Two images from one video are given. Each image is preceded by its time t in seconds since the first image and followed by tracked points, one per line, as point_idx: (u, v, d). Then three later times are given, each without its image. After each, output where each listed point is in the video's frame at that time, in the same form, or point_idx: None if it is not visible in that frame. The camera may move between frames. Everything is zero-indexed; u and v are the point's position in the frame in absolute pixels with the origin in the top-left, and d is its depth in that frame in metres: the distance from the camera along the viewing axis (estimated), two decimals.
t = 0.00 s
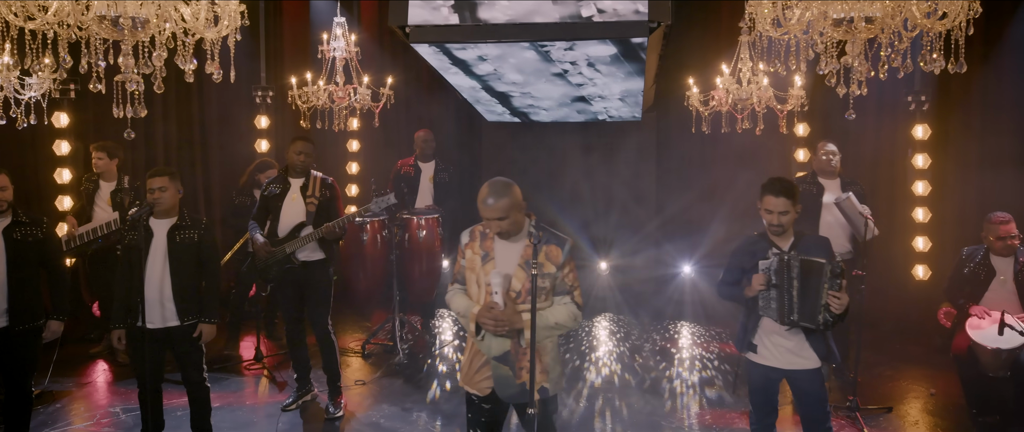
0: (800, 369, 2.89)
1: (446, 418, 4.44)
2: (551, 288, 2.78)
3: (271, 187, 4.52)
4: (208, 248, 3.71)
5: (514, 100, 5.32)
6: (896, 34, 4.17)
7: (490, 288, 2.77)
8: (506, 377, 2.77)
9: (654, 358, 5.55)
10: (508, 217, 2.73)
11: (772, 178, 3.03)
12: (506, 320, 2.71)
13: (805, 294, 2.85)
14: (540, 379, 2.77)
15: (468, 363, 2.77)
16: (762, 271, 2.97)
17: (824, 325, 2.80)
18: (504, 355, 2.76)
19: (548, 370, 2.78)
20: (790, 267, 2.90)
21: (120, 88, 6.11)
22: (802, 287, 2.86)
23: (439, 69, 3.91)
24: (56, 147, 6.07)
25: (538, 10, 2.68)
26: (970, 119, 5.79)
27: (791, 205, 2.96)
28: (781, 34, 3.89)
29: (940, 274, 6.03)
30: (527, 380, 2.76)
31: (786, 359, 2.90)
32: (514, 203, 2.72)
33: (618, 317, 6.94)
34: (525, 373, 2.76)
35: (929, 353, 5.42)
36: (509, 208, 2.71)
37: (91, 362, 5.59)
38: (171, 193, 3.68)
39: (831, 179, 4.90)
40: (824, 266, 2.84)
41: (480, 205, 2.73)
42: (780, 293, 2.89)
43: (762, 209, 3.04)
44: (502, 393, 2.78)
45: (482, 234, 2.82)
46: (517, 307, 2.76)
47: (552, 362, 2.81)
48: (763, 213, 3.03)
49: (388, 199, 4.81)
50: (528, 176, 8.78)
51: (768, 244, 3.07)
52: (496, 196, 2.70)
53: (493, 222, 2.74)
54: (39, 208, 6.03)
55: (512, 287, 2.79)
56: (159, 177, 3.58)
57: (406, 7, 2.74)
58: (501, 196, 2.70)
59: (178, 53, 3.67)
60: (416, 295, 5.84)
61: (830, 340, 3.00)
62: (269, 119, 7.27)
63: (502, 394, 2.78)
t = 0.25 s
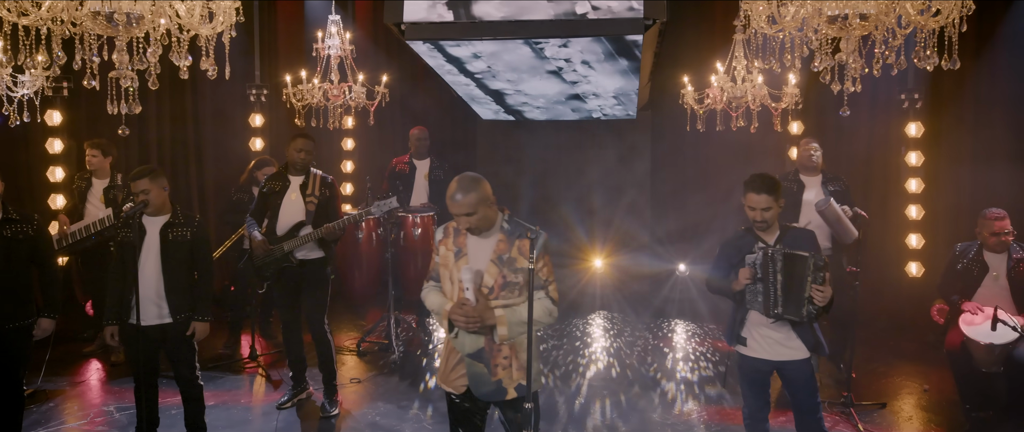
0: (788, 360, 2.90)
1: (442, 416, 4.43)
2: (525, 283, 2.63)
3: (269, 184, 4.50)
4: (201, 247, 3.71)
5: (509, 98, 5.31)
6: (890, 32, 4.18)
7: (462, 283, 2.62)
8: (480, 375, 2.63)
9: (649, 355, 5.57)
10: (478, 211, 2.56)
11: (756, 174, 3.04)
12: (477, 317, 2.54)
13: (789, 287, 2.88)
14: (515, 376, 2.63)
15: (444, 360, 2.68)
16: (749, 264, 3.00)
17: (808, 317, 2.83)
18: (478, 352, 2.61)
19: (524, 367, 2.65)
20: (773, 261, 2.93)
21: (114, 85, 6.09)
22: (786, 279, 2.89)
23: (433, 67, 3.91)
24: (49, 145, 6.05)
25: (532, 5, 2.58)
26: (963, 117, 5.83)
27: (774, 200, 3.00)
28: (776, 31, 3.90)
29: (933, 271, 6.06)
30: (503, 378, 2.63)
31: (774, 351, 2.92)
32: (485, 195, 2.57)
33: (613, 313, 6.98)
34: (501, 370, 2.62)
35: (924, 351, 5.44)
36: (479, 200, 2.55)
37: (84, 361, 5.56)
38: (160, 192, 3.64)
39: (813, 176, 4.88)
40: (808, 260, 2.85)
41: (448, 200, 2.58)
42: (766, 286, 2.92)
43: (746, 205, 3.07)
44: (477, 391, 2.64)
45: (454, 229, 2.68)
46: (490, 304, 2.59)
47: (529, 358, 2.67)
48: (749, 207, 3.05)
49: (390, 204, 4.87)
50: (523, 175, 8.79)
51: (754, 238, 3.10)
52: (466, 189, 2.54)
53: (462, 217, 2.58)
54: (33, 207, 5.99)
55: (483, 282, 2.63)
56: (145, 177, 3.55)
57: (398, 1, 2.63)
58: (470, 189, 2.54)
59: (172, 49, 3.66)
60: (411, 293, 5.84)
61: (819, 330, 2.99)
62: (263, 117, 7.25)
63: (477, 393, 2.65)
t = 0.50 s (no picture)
0: (782, 353, 2.91)
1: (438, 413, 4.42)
2: (501, 279, 2.59)
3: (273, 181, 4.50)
4: (194, 244, 3.69)
5: (504, 96, 5.31)
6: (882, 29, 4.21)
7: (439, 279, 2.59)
8: (458, 372, 2.56)
9: (645, 353, 5.59)
10: (451, 208, 2.55)
11: (745, 172, 3.05)
12: (452, 312, 2.48)
13: (778, 281, 2.89)
14: (494, 373, 2.56)
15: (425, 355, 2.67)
16: (739, 261, 3.03)
17: (797, 310, 2.85)
18: (455, 348, 2.55)
19: (504, 364, 2.58)
20: (761, 257, 2.96)
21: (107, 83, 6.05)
22: (774, 274, 2.91)
23: (428, 64, 3.90)
24: (42, 143, 5.99)
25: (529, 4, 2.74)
26: (956, 113, 5.87)
27: (763, 198, 3.01)
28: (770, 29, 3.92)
29: (927, 268, 6.10)
30: (482, 374, 2.56)
31: (767, 345, 2.93)
32: (460, 191, 2.56)
33: (609, 311, 7.02)
34: (479, 367, 2.56)
35: (918, 348, 5.47)
36: (453, 196, 2.53)
37: (77, 360, 5.53)
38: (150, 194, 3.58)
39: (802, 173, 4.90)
40: (794, 253, 2.89)
41: (422, 195, 2.56)
42: (755, 281, 2.94)
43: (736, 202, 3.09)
44: (454, 388, 2.57)
45: (432, 225, 2.70)
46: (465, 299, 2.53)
47: (509, 355, 2.59)
48: (738, 204, 3.06)
49: (393, 203, 4.95)
50: (518, 174, 8.80)
51: (745, 233, 3.13)
52: (441, 185, 2.53)
53: (437, 213, 2.55)
54: (26, 205, 5.95)
55: (459, 278, 2.58)
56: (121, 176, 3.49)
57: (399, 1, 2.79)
58: (445, 184, 2.52)
59: (167, 45, 3.64)
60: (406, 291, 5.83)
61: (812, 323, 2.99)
62: (258, 116, 7.15)
63: (456, 389, 2.58)
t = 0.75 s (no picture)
0: (778, 348, 2.91)
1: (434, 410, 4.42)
2: (481, 273, 2.46)
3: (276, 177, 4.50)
4: (188, 240, 3.69)
5: (499, 94, 5.31)
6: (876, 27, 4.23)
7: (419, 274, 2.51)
8: (441, 368, 2.45)
9: (641, 349, 5.61)
10: (430, 203, 2.46)
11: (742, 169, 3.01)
12: (429, 306, 2.40)
13: (771, 276, 2.88)
14: (478, 369, 2.44)
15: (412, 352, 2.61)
16: (734, 258, 3.02)
17: (791, 305, 2.83)
18: (438, 343, 2.47)
19: (488, 360, 2.45)
20: (754, 253, 2.95)
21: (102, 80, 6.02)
22: (768, 269, 2.89)
23: (422, 61, 3.90)
24: (36, 142, 5.96)
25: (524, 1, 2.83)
26: (950, 110, 5.94)
27: (758, 196, 2.97)
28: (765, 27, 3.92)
29: (921, 265, 6.14)
30: (465, 370, 2.44)
31: (763, 341, 2.93)
32: (439, 185, 2.48)
33: (604, 308, 7.05)
34: (463, 362, 2.44)
35: (912, 344, 5.50)
36: (430, 190, 2.44)
37: (73, 359, 5.52)
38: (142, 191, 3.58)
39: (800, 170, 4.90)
40: (785, 248, 2.88)
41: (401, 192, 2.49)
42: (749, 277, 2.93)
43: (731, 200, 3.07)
44: (438, 385, 2.45)
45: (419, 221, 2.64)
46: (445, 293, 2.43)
47: (494, 351, 2.47)
48: (734, 201, 3.03)
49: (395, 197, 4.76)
50: (513, 172, 8.80)
51: (740, 229, 3.15)
52: (419, 179, 2.45)
53: (416, 209, 2.48)
54: (20, 204, 5.93)
55: (440, 273, 2.50)
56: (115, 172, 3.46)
57: None
58: (422, 179, 2.44)
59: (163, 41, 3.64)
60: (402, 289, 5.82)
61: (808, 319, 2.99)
62: (253, 114, 7.11)
63: (440, 386, 2.46)
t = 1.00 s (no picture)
0: (777, 346, 2.91)
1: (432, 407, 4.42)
2: (465, 269, 2.33)
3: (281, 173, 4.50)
4: (188, 235, 3.71)
5: (494, 91, 5.32)
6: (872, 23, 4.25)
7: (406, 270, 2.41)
8: (428, 364, 2.35)
9: (637, 347, 5.63)
10: (412, 203, 2.34)
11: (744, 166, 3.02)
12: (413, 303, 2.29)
13: (771, 274, 2.88)
14: (463, 367, 2.32)
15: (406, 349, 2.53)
16: (734, 254, 3.02)
17: (790, 303, 2.83)
18: (426, 339, 2.37)
19: (474, 358, 2.32)
20: (754, 249, 2.95)
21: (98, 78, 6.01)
22: (768, 267, 2.89)
23: (418, 57, 3.90)
24: (31, 139, 5.93)
25: None
26: (945, 106, 5.99)
27: (760, 193, 2.99)
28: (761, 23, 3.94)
29: (916, 262, 6.17)
30: (451, 367, 2.33)
31: (762, 338, 2.93)
32: (423, 182, 2.36)
33: (599, 306, 7.06)
34: (448, 359, 2.33)
35: (907, 341, 5.53)
36: (409, 189, 2.32)
37: (67, 357, 5.50)
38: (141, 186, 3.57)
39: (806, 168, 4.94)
40: (785, 245, 2.88)
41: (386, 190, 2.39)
42: (749, 274, 2.93)
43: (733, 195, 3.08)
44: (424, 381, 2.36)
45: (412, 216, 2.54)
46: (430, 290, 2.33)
47: (481, 349, 2.34)
48: (735, 197, 3.04)
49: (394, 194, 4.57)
50: (510, 170, 8.81)
51: (741, 225, 3.15)
52: (401, 177, 2.34)
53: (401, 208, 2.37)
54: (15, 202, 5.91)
55: (426, 269, 2.39)
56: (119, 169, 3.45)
57: None
58: (403, 177, 2.33)
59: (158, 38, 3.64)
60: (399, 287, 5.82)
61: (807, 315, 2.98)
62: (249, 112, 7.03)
63: (427, 382, 2.36)
